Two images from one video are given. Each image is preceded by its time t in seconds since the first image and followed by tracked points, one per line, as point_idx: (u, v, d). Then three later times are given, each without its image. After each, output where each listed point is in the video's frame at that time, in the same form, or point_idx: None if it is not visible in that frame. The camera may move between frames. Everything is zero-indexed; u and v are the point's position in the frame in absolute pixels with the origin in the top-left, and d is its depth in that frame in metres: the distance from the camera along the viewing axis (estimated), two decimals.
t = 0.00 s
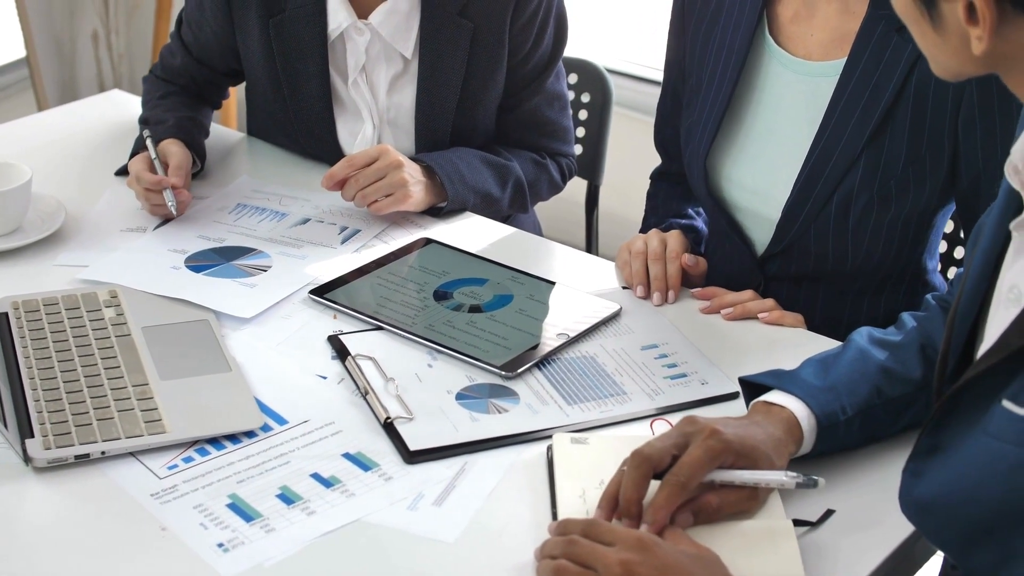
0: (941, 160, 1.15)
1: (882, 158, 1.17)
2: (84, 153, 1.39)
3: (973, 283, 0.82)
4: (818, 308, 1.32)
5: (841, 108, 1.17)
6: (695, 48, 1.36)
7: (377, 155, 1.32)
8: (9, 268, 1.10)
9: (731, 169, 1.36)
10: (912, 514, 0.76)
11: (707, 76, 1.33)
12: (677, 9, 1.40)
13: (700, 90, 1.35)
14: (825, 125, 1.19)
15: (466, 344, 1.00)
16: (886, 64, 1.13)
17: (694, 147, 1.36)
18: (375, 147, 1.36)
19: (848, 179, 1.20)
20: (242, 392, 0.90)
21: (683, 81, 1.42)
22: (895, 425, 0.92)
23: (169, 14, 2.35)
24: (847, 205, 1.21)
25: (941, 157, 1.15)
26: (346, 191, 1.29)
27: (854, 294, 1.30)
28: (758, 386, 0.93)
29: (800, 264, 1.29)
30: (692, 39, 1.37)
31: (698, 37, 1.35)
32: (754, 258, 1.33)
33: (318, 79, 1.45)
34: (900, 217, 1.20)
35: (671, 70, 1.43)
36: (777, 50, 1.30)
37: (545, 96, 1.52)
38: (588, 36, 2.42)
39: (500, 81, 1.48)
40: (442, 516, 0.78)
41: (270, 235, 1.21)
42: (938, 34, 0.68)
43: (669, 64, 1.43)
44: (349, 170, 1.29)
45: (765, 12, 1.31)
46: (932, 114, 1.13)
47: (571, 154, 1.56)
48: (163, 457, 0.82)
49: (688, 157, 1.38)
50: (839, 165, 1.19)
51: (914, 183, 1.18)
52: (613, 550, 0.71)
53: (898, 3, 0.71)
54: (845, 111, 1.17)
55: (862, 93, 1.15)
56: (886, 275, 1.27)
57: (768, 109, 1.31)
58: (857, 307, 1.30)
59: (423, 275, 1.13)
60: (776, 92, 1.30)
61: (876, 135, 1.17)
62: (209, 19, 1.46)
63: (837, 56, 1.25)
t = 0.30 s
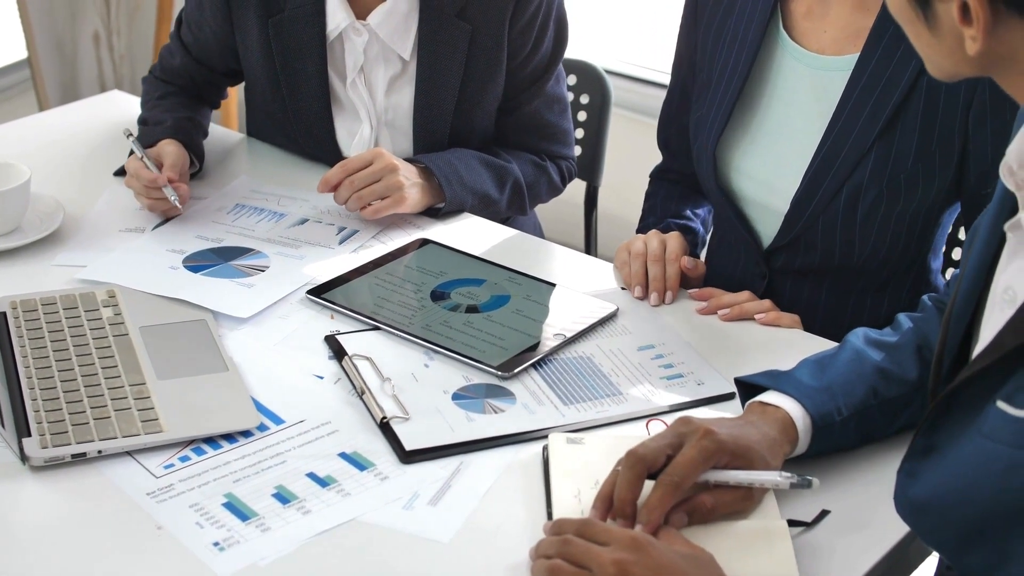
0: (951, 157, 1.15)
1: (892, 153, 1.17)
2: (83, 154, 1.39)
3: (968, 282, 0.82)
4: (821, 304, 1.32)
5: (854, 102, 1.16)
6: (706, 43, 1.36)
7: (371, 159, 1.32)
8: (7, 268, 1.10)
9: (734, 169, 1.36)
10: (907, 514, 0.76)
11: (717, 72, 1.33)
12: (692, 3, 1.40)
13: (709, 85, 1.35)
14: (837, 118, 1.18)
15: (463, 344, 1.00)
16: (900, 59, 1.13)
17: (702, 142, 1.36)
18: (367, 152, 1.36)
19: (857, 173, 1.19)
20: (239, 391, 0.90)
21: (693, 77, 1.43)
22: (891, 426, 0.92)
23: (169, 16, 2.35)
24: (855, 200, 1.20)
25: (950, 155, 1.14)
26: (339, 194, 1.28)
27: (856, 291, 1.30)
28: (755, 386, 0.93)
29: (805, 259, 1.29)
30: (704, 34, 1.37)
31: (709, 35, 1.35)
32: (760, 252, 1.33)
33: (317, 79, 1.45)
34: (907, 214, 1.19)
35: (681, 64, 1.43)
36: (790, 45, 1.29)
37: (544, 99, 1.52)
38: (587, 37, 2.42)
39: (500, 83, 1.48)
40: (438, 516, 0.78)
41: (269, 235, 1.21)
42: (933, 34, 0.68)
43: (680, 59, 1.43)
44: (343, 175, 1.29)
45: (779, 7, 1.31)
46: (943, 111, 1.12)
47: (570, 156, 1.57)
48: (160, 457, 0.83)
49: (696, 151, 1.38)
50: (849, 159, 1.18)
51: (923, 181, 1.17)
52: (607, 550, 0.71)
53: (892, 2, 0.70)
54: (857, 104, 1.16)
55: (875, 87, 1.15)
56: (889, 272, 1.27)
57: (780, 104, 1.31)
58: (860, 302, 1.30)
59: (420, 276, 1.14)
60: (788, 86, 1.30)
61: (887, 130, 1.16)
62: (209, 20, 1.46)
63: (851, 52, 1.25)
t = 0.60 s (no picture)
0: (953, 156, 1.15)
1: (895, 152, 1.17)
2: (85, 155, 1.39)
3: (968, 283, 0.82)
4: (824, 305, 1.32)
5: (858, 100, 1.16)
6: (709, 44, 1.36)
7: (371, 159, 1.33)
8: (9, 268, 1.11)
9: (737, 171, 1.37)
10: (907, 516, 0.76)
11: (721, 71, 1.33)
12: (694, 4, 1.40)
13: (712, 87, 1.36)
14: (841, 116, 1.18)
15: (463, 346, 1.00)
16: (904, 57, 1.13)
17: (705, 142, 1.36)
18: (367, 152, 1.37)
19: (861, 172, 1.19)
20: (239, 392, 0.90)
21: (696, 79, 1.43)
22: (890, 428, 0.92)
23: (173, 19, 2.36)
24: (858, 199, 1.20)
25: (953, 155, 1.14)
26: (337, 191, 1.28)
27: (859, 292, 1.30)
28: (756, 388, 0.94)
29: (808, 259, 1.29)
30: (707, 36, 1.37)
31: (713, 35, 1.35)
32: (763, 252, 1.33)
33: (319, 80, 1.45)
34: (910, 214, 1.19)
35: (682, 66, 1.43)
36: (793, 44, 1.30)
37: (546, 101, 1.52)
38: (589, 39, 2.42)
39: (502, 84, 1.49)
40: (437, 517, 0.79)
41: (270, 236, 1.22)
42: (932, 36, 0.67)
43: (683, 60, 1.43)
44: (342, 175, 1.30)
45: (782, 7, 1.31)
46: (947, 110, 1.12)
47: (572, 159, 1.57)
48: (160, 457, 0.83)
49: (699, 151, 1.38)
50: (853, 157, 1.18)
51: (925, 180, 1.17)
52: (606, 551, 0.71)
53: (891, 3, 0.69)
54: (861, 103, 1.16)
55: (879, 86, 1.15)
56: (892, 272, 1.26)
57: (784, 103, 1.31)
58: (864, 303, 1.30)
59: (421, 277, 1.14)
60: (792, 85, 1.30)
61: (890, 129, 1.16)
62: (211, 20, 1.47)
63: (854, 52, 1.25)
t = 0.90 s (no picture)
0: (948, 154, 1.14)
1: (889, 150, 1.17)
2: (88, 156, 1.40)
3: (968, 287, 0.82)
4: (822, 306, 1.31)
5: (851, 97, 1.16)
6: (707, 46, 1.36)
7: (374, 159, 1.33)
8: (12, 269, 1.11)
9: (735, 172, 1.36)
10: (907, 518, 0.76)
11: (719, 70, 1.33)
12: (693, 6, 1.40)
13: (710, 89, 1.36)
14: (834, 115, 1.18)
15: (464, 348, 1.00)
16: (897, 54, 1.13)
17: (703, 144, 1.36)
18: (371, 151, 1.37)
19: (855, 170, 1.19)
20: (240, 394, 0.90)
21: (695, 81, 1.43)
22: (890, 431, 0.92)
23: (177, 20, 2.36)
24: (852, 197, 1.20)
25: (947, 153, 1.14)
26: (338, 189, 1.28)
27: (856, 292, 1.29)
28: (756, 391, 0.93)
29: (805, 259, 1.29)
30: (705, 38, 1.37)
31: (713, 35, 1.35)
32: (760, 252, 1.33)
33: (322, 81, 1.45)
34: (904, 212, 1.19)
35: (681, 69, 1.44)
36: (787, 45, 1.30)
37: (549, 103, 1.52)
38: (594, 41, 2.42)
39: (505, 85, 1.49)
40: (438, 519, 0.79)
41: (272, 238, 1.22)
42: (933, 39, 0.67)
43: (681, 62, 1.43)
44: (344, 174, 1.30)
45: (776, 10, 1.32)
46: (939, 108, 1.13)
47: (574, 162, 1.57)
48: (161, 459, 0.83)
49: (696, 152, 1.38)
50: (847, 155, 1.18)
51: (920, 177, 1.17)
52: (605, 553, 0.71)
53: (892, 5, 0.69)
54: (855, 99, 1.16)
55: (873, 82, 1.15)
56: (888, 272, 1.26)
57: (779, 105, 1.31)
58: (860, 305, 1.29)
59: (423, 279, 1.14)
60: (787, 86, 1.30)
61: (884, 126, 1.16)
62: (216, 21, 1.47)
63: (847, 51, 1.26)
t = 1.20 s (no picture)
0: (945, 152, 1.14)
1: (887, 147, 1.17)
2: (89, 158, 1.40)
3: (968, 288, 0.82)
4: (820, 306, 1.31)
5: (850, 94, 1.17)
6: (706, 47, 1.36)
7: (375, 159, 1.33)
8: (13, 271, 1.11)
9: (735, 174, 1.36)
10: (905, 520, 0.76)
11: (717, 70, 1.33)
12: (693, 7, 1.40)
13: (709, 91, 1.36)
14: (833, 112, 1.19)
15: (464, 349, 1.00)
16: (895, 51, 1.13)
17: (701, 144, 1.36)
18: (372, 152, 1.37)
19: (853, 167, 1.19)
20: (239, 395, 0.91)
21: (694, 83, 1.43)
22: (888, 433, 0.92)
23: (179, 22, 2.36)
24: (850, 194, 1.20)
25: (945, 151, 1.14)
26: (340, 190, 1.28)
27: (854, 291, 1.29)
28: (756, 393, 0.93)
29: (803, 258, 1.29)
30: (703, 39, 1.37)
31: (711, 35, 1.35)
32: (758, 252, 1.33)
33: (324, 84, 1.46)
34: (902, 210, 1.19)
35: (681, 70, 1.44)
36: (784, 46, 1.30)
37: (550, 106, 1.52)
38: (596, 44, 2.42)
39: (507, 88, 1.49)
40: (437, 521, 0.79)
41: (273, 240, 1.22)
42: (933, 41, 0.67)
43: (680, 63, 1.43)
44: (346, 174, 1.30)
45: (774, 10, 1.32)
46: (937, 105, 1.13)
47: (575, 165, 1.57)
48: (160, 461, 0.83)
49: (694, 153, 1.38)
50: (845, 152, 1.18)
51: (917, 175, 1.17)
52: (604, 555, 0.71)
53: (892, 7, 0.69)
54: (853, 97, 1.17)
55: (871, 80, 1.15)
56: (886, 271, 1.26)
57: (777, 105, 1.31)
58: (858, 306, 1.29)
59: (423, 281, 1.14)
60: (786, 86, 1.30)
61: (882, 123, 1.16)
62: (218, 24, 1.48)
63: (846, 49, 1.26)
